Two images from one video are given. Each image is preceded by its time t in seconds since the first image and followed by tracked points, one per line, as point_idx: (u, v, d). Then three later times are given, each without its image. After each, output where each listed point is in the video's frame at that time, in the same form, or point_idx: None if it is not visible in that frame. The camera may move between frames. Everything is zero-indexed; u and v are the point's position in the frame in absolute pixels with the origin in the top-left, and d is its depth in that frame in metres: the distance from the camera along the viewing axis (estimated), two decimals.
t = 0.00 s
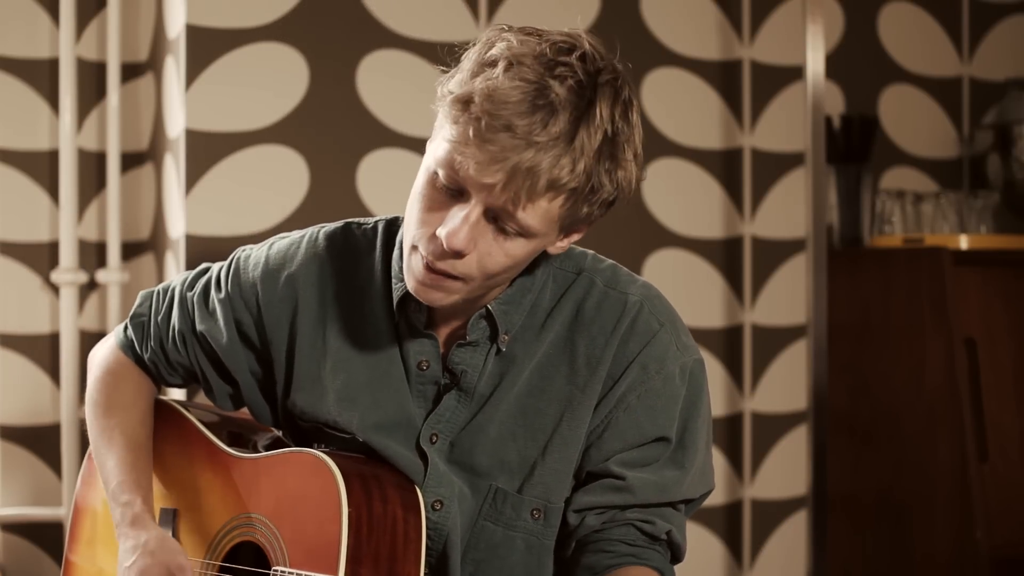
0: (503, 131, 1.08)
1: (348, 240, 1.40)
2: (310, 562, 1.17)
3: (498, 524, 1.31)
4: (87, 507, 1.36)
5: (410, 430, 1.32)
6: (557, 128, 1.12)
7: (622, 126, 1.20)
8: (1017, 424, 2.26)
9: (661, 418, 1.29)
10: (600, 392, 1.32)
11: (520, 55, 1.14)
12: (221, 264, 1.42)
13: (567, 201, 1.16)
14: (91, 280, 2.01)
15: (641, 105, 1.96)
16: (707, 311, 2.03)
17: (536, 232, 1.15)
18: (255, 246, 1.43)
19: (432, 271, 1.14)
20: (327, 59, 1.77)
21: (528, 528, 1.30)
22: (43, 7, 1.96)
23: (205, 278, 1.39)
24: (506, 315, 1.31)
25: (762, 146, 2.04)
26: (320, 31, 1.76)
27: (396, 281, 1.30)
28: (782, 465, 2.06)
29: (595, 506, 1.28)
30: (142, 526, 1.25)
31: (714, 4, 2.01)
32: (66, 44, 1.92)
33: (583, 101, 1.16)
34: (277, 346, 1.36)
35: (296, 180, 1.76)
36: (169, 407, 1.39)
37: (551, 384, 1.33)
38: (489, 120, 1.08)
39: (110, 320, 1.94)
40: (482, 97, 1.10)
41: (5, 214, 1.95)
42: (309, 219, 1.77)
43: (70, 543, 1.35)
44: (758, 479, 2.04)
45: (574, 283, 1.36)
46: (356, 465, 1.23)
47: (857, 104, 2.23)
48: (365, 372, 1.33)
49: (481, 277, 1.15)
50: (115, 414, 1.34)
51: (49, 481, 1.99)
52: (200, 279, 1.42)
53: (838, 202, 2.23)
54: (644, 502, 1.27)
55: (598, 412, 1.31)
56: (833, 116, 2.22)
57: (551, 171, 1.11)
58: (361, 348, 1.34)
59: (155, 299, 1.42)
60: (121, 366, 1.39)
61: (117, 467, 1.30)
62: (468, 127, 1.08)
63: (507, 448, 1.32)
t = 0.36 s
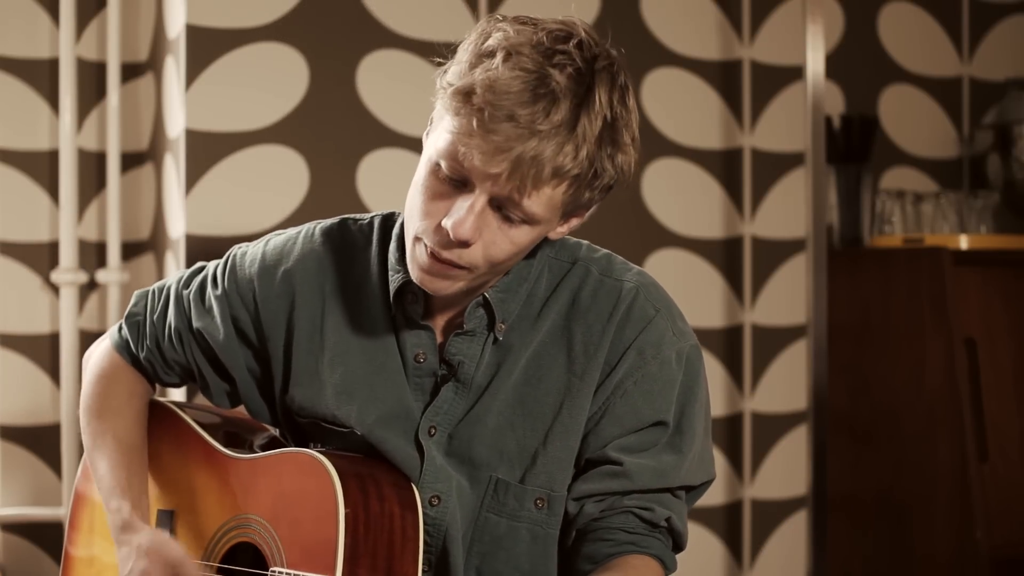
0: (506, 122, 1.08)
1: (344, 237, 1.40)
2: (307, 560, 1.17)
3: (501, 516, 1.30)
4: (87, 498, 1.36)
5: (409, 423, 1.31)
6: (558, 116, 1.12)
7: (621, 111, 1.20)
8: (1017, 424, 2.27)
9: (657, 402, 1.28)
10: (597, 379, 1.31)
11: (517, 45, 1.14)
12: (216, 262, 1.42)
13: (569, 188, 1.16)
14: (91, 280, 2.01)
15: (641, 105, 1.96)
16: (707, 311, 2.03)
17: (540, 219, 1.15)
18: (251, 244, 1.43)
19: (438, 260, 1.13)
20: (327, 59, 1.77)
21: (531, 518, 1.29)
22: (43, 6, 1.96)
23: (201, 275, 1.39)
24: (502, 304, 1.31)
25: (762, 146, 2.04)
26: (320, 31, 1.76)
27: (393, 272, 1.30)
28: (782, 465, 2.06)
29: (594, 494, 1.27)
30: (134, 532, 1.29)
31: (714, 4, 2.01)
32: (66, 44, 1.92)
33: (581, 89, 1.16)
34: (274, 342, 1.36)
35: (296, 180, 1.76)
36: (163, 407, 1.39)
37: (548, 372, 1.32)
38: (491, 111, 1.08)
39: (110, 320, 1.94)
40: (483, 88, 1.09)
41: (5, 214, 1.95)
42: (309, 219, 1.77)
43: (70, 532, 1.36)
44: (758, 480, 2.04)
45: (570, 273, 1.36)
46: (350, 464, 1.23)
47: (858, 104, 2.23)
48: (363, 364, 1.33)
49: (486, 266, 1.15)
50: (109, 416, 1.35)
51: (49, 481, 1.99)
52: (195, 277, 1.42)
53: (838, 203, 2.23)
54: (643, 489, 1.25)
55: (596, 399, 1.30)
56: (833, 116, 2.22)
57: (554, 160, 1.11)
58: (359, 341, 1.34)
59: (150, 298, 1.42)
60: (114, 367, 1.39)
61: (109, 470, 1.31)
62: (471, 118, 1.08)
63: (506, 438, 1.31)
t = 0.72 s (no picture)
0: (495, 102, 1.11)
1: (338, 236, 1.40)
2: (306, 563, 1.17)
3: (497, 514, 1.30)
4: (86, 498, 1.36)
5: (406, 422, 1.31)
6: (546, 95, 1.14)
7: (608, 86, 1.22)
8: (1017, 423, 2.27)
9: (650, 401, 1.28)
10: (591, 377, 1.30)
11: (499, 29, 1.17)
12: (211, 267, 1.43)
13: (563, 166, 1.17)
14: (91, 280, 2.01)
15: (641, 105, 1.96)
16: (707, 311, 2.03)
17: (537, 199, 1.17)
18: (245, 247, 1.43)
19: (438, 247, 1.15)
20: (327, 59, 1.77)
21: (527, 516, 1.29)
22: (43, 6, 1.96)
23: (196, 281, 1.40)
24: (500, 302, 1.30)
25: (762, 146, 2.04)
26: (320, 32, 1.76)
27: (388, 270, 1.31)
28: (782, 465, 2.06)
29: (587, 491, 1.27)
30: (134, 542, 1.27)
31: (714, 4, 2.01)
32: (66, 44, 1.92)
33: (566, 67, 1.18)
34: (272, 343, 1.36)
35: (295, 180, 1.76)
36: (159, 415, 1.40)
37: (543, 370, 1.32)
38: (480, 93, 1.11)
39: (110, 321, 1.94)
40: (470, 73, 1.12)
41: (5, 214, 1.95)
42: (309, 219, 1.77)
43: (70, 534, 1.36)
44: (758, 480, 2.04)
45: (564, 273, 1.36)
46: (347, 466, 1.23)
47: (858, 104, 2.22)
48: (361, 363, 1.32)
49: (486, 249, 1.17)
50: (107, 423, 1.35)
51: (49, 481, 1.99)
52: (190, 283, 1.42)
53: (837, 202, 2.20)
54: (634, 486, 1.25)
55: (590, 397, 1.30)
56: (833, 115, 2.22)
57: (545, 137, 1.13)
58: (356, 342, 1.33)
59: (146, 305, 1.43)
60: (111, 377, 1.39)
61: (109, 483, 1.31)
62: (461, 100, 1.11)
63: (501, 437, 1.31)
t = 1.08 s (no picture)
0: (457, 79, 1.15)
1: (324, 241, 1.42)
2: (301, 562, 1.17)
3: (493, 506, 1.28)
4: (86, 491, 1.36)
5: (396, 418, 1.30)
6: (505, 66, 1.18)
7: (564, 55, 1.26)
8: (1017, 423, 2.26)
9: (640, 386, 1.27)
10: (582, 366, 1.30)
11: (453, 12, 1.22)
12: (200, 273, 1.45)
13: (534, 135, 1.20)
14: (91, 280, 2.01)
15: (641, 105, 1.96)
16: (707, 311, 2.03)
17: (513, 171, 1.19)
18: (234, 253, 1.46)
19: (421, 232, 1.18)
20: (327, 59, 1.77)
21: (524, 506, 1.27)
22: (43, 6, 1.96)
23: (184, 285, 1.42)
24: (488, 295, 1.31)
25: (762, 146, 2.04)
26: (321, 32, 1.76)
27: (373, 269, 1.33)
28: (782, 465, 2.06)
29: (583, 478, 1.25)
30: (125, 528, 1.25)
31: (714, 4, 2.01)
32: (66, 44, 1.92)
33: (521, 38, 1.23)
34: (256, 347, 1.38)
35: (296, 180, 1.76)
36: (151, 416, 1.40)
37: (533, 362, 1.31)
38: (440, 72, 1.16)
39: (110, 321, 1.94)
40: (430, 55, 1.17)
41: (5, 214, 1.95)
42: (309, 219, 1.77)
43: (67, 527, 1.36)
44: (757, 480, 2.04)
45: (550, 265, 1.36)
46: (340, 463, 1.23)
47: (858, 104, 2.22)
48: (350, 362, 1.32)
49: (470, 227, 1.19)
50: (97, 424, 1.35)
51: (49, 481, 1.99)
52: (180, 288, 1.44)
53: (837, 203, 2.21)
54: (627, 472, 1.24)
55: (581, 386, 1.29)
56: (833, 116, 2.22)
57: (510, 106, 1.17)
58: (344, 341, 1.34)
59: (139, 308, 1.45)
60: (102, 375, 1.41)
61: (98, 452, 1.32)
62: (423, 80, 1.16)
63: (494, 429, 1.30)
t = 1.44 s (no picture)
0: (384, 69, 1.16)
1: (317, 234, 1.42)
2: (299, 563, 1.17)
3: (487, 501, 1.27)
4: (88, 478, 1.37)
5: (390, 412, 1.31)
6: (428, 45, 1.18)
7: (486, 22, 1.25)
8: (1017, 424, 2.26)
9: (632, 375, 1.26)
10: (574, 358, 1.29)
11: (369, 11, 1.23)
12: (191, 269, 1.45)
13: (477, 106, 1.19)
14: (91, 280, 2.01)
15: (640, 105, 1.97)
16: (707, 311, 2.03)
17: (465, 146, 1.18)
18: (225, 248, 1.46)
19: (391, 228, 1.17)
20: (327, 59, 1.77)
21: (518, 500, 1.26)
22: (43, 6, 1.96)
23: (176, 283, 1.42)
24: (478, 288, 1.30)
25: (762, 146, 2.04)
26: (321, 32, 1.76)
27: (365, 262, 1.33)
28: (781, 465, 2.06)
29: (577, 471, 1.24)
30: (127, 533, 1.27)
31: (714, 4, 2.01)
32: (66, 44, 1.92)
33: (438, 15, 1.22)
34: (256, 340, 1.38)
35: (296, 180, 1.76)
36: (148, 418, 1.41)
37: (524, 354, 1.30)
38: (366, 68, 1.17)
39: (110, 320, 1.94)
40: (355, 57, 1.18)
41: (5, 214, 1.95)
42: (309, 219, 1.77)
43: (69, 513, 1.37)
44: (758, 480, 2.04)
45: (539, 258, 1.35)
46: (336, 464, 1.22)
47: (858, 104, 2.22)
48: (346, 353, 1.33)
49: (439, 212, 1.17)
50: (93, 432, 1.36)
51: (49, 480, 1.99)
52: (172, 286, 1.44)
53: (837, 202, 2.20)
54: (622, 464, 1.23)
55: (574, 378, 1.28)
56: (833, 115, 2.22)
57: (442, 81, 1.16)
58: (339, 333, 1.34)
59: (129, 311, 1.45)
60: (96, 385, 1.41)
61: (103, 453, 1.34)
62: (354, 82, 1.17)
63: (485, 423, 1.29)
